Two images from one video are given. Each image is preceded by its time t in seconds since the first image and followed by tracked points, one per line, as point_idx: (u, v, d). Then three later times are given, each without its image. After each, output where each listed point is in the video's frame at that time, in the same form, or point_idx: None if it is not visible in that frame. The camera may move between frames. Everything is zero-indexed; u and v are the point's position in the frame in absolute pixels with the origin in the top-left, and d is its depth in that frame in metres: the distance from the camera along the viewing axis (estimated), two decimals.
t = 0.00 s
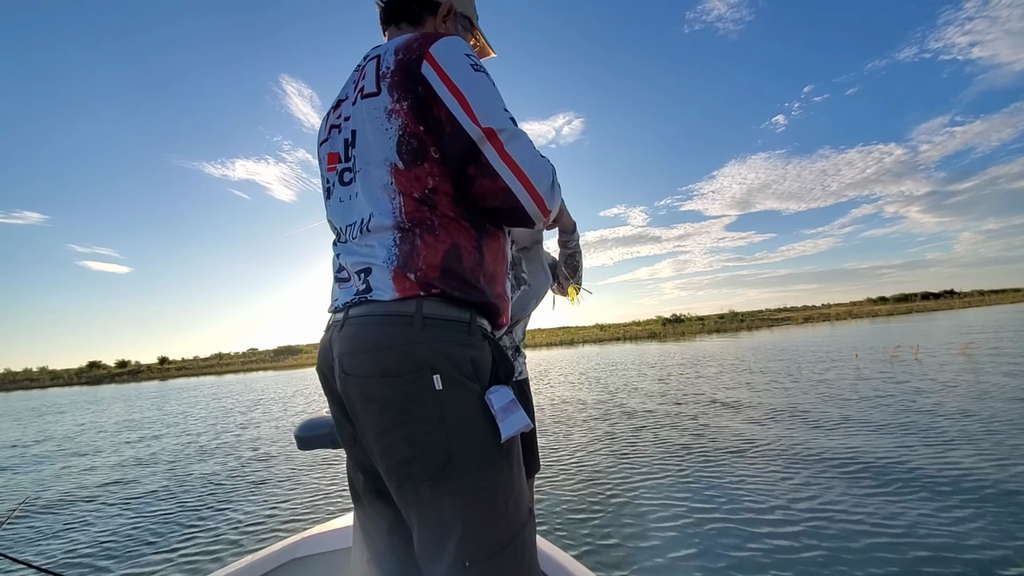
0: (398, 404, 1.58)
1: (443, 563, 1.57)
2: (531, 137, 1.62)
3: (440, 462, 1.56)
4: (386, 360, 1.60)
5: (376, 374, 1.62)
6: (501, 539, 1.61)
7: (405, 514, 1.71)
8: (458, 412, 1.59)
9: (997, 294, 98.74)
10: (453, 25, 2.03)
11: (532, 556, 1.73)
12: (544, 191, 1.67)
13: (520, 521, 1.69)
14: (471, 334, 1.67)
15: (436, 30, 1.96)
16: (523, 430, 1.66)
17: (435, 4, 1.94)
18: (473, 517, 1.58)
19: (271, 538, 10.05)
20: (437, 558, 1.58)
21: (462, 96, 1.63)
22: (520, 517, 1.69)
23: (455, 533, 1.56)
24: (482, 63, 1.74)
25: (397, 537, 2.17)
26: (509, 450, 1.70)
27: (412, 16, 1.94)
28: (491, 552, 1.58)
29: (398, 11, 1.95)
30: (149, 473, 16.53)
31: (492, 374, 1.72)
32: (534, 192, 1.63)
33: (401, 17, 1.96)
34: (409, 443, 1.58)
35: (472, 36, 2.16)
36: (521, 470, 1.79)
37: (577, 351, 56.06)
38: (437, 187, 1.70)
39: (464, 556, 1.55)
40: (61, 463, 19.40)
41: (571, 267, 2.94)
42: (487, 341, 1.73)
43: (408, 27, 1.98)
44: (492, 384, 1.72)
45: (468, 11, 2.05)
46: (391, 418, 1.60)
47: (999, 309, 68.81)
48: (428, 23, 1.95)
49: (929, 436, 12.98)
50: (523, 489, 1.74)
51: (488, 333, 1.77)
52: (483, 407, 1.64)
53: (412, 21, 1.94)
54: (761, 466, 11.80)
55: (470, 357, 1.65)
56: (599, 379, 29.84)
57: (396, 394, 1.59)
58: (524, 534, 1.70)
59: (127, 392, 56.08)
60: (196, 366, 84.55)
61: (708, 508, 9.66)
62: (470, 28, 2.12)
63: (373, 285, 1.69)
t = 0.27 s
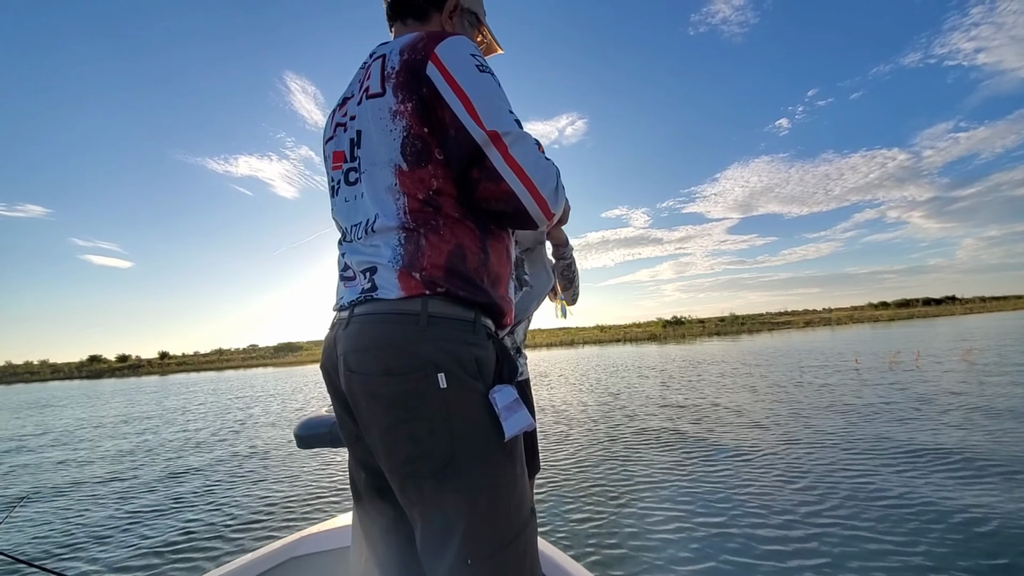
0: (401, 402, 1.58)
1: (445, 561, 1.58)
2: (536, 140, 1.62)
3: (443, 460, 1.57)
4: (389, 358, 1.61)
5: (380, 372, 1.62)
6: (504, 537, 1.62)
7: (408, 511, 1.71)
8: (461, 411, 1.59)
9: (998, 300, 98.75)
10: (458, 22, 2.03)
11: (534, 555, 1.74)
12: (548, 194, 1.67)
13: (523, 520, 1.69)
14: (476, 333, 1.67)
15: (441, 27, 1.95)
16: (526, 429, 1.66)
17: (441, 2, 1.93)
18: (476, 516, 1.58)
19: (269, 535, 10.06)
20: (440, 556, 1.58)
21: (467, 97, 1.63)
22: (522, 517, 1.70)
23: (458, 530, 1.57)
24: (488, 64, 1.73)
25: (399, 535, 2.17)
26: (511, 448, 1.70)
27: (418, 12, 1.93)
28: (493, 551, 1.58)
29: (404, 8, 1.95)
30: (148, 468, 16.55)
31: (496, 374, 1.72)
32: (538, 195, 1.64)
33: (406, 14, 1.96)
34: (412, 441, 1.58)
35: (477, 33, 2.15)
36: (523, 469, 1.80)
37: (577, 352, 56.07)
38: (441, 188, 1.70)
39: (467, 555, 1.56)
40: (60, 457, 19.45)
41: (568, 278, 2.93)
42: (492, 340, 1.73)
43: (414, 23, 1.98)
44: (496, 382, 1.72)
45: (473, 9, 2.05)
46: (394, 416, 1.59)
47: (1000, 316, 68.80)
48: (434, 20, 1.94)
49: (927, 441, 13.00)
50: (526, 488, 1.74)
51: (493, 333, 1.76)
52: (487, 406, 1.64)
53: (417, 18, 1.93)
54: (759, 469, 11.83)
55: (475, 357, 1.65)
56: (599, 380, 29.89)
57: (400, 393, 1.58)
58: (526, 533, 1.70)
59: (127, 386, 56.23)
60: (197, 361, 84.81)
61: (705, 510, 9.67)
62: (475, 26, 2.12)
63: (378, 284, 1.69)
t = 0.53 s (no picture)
0: (403, 402, 1.58)
1: (446, 559, 1.58)
2: (538, 141, 1.62)
3: (444, 460, 1.56)
4: (391, 357, 1.61)
5: (381, 371, 1.62)
6: (504, 536, 1.62)
7: (408, 511, 1.71)
8: (462, 410, 1.59)
9: (1000, 298, 98.65)
10: (461, 25, 2.03)
11: (535, 554, 1.73)
12: (548, 195, 1.67)
13: (523, 519, 1.69)
14: (476, 333, 1.67)
15: (444, 29, 1.96)
16: (526, 429, 1.67)
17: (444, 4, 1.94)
18: (476, 515, 1.58)
19: (270, 535, 10.07)
20: (441, 555, 1.59)
21: (468, 98, 1.63)
22: (522, 516, 1.70)
23: (458, 530, 1.57)
24: (489, 66, 1.74)
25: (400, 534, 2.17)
26: (512, 448, 1.70)
27: (421, 14, 1.93)
28: (493, 550, 1.58)
29: (407, 10, 1.95)
30: (150, 469, 16.57)
31: (497, 374, 1.72)
32: (539, 196, 1.63)
33: (410, 15, 1.96)
34: (413, 440, 1.59)
35: (480, 36, 2.15)
36: (524, 468, 1.80)
37: (578, 351, 56.08)
38: (442, 189, 1.70)
39: (468, 553, 1.56)
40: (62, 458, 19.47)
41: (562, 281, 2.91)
42: (492, 341, 1.73)
43: (417, 25, 1.98)
44: (497, 382, 1.72)
45: (476, 12, 2.05)
46: (395, 416, 1.59)
47: (1002, 314, 68.63)
48: (437, 22, 1.94)
49: (929, 440, 12.98)
50: (526, 487, 1.74)
51: (494, 333, 1.76)
52: (488, 405, 1.64)
53: (420, 20, 1.94)
54: (760, 468, 11.82)
55: (476, 357, 1.65)
56: (600, 380, 29.90)
57: (401, 392, 1.59)
58: (526, 532, 1.70)
59: (129, 387, 56.30)
60: (199, 361, 84.97)
61: (706, 510, 9.66)
62: (479, 28, 2.12)
63: (380, 284, 1.69)
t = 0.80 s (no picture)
0: (407, 400, 1.57)
1: (449, 558, 1.57)
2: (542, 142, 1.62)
3: (447, 458, 1.55)
4: (396, 356, 1.60)
5: (386, 370, 1.61)
6: (507, 534, 1.60)
7: (413, 510, 1.70)
8: (467, 408, 1.58)
9: (1002, 293, 98.52)
10: (466, 32, 2.02)
11: (537, 552, 1.72)
12: (551, 194, 1.67)
13: (526, 517, 1.68)
14: (480, 331, 1.66)
15: (449, 34, 1.95)
16: (528, 428, 1.65)
17: (450, 9, 1.93)
18: (480, 513, 1.56)
19: (272, 537, 10.08)
20: (444, 552, 1.58)
21: (473, 98, 1.63)
22: (525, 514, 1.69)
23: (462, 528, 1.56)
24: (494, 68, 1.74)
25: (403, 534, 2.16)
26: (515, 446, 1.69)
27: (427, 19, 1.93)
28: (497, 548, 1.57)
29: (413, 14, 1.94)
30: (153, 471, 16.60)
31: (500, 372, 1.71)
32: (543, 196, 1.63)
33: (415, 19, 1.95)
34: (418, 439, 1.57)
35: (484, 44, 2.15)
36: (526, 466, 1.78)
37: (580, 350, 56.09)
38: (447, 188, 1.69)
39: (471, 552, 1.55)
40: (65, 461, 19.51)
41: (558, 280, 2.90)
42: (496, 339, 1.72)
43: (422, 29, 1.98)
44: (500, 381, 1.71)
45: (482, 20, 2.05)
46: (399, 414, 1.58)
47: (1004, 309, 68.46)
48: (442, 27, 1.93)
49: (932, 436, 12.96)
50: (528, 485, 1.73)
51: (497, 332, 1.76)
52: (491, 403, 1.63)
53: (426, 25, 1.93)
54: (763, 466, 11.81)
55: (480, 355, 1.63)
56: (602, 379, 29.89)
57: (405, 391, 1.58)
58: (529, 530, 1.68)
59: (131, 389, 56.40)
60: (202, 363, 85.19)
61: (709, 508, 9.66)
62: (484, 36, 2.11)
63: (385, 283, 1.68)
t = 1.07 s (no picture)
0: (411, 399, 1.53)
1: (451, 559, 1.52)
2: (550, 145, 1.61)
3: (451, 458, 1.52)
4: (400, 354, 1.55)
5: (390, 368, 1.56)
6: (510, 533, 1.56)
7: (415, 511, 1.66)
8: (471, 407, 1.54)
9: (1004, 290, 98.34)
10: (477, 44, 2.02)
11: (539, 552, 1.69)
12: (557, 196, 1.65)
13: (528, 516, 1.65)
14: (485, 331, 1.62)
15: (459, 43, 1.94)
16: (533, 427, 1.62)
17: (462, 19, 1.93)
18: (483, 512, 1.52)
19: (274, 538, 10.07)
20: (446, 553, 1.53)
21: (484, 101, 1.62)
22: (528, 514, 1.65)
23: (465, 528, 1.51)
24: (503, 74, 1.73)
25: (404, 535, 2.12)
26: (518, 446, 1.65)
27: (439, 26, 1.92)
28: (499, 548, 1.53)
29: (424, 21, 1.93)
30: (154, 473, 16.60)
31: (504, 371, 1.67)
32: (550, 199, 1.62)
33: (426, 26, 1.94)
34: (421, 437, 1.53)
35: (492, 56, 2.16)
36: (528, 466, 1.75)
37: (581, 350, 56.14)
38: (455, 189, 1.67)
39: (474, 552, 1.50)
40: (66, 463, 19.50)
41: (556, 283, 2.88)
42: (500, 339, 1.69)
43: (432, 36, 1.96)
44: (503, 380, 1.67)
45: (492, 32, 2.06)
46: (403, 413, 1.54)
47: (1005, 306, 68.49)
48: (453, 36, 1.93)
49: (933, 435, 12.98)
50: (530, 484, 1.69)
51: (500, 332, 1.73)
52: (494, 402, 1.59)
53: (437, 32, 1.92)
54: (765, 466, 11.80)
55: (484, 355, 1.60)
56: (603, 379, 29.91)
57: (409, 389, 1.53)
58: (531, 530, 1.65)
59: (133, 391, 56.48)
60: (204, 365, 85.34)
61: (712, 508, 9.64)
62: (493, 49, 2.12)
63: (390, 281, 1.62)
